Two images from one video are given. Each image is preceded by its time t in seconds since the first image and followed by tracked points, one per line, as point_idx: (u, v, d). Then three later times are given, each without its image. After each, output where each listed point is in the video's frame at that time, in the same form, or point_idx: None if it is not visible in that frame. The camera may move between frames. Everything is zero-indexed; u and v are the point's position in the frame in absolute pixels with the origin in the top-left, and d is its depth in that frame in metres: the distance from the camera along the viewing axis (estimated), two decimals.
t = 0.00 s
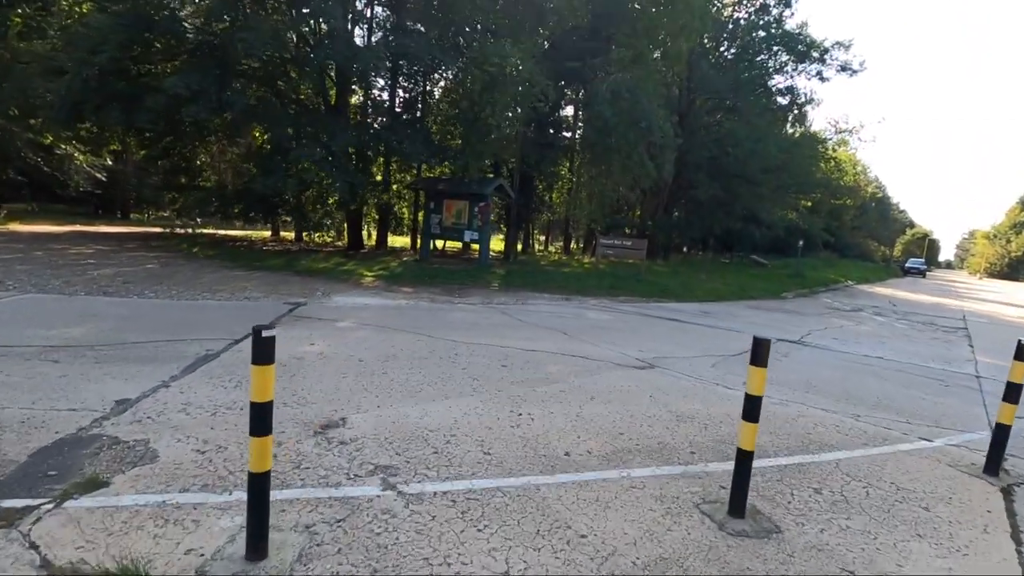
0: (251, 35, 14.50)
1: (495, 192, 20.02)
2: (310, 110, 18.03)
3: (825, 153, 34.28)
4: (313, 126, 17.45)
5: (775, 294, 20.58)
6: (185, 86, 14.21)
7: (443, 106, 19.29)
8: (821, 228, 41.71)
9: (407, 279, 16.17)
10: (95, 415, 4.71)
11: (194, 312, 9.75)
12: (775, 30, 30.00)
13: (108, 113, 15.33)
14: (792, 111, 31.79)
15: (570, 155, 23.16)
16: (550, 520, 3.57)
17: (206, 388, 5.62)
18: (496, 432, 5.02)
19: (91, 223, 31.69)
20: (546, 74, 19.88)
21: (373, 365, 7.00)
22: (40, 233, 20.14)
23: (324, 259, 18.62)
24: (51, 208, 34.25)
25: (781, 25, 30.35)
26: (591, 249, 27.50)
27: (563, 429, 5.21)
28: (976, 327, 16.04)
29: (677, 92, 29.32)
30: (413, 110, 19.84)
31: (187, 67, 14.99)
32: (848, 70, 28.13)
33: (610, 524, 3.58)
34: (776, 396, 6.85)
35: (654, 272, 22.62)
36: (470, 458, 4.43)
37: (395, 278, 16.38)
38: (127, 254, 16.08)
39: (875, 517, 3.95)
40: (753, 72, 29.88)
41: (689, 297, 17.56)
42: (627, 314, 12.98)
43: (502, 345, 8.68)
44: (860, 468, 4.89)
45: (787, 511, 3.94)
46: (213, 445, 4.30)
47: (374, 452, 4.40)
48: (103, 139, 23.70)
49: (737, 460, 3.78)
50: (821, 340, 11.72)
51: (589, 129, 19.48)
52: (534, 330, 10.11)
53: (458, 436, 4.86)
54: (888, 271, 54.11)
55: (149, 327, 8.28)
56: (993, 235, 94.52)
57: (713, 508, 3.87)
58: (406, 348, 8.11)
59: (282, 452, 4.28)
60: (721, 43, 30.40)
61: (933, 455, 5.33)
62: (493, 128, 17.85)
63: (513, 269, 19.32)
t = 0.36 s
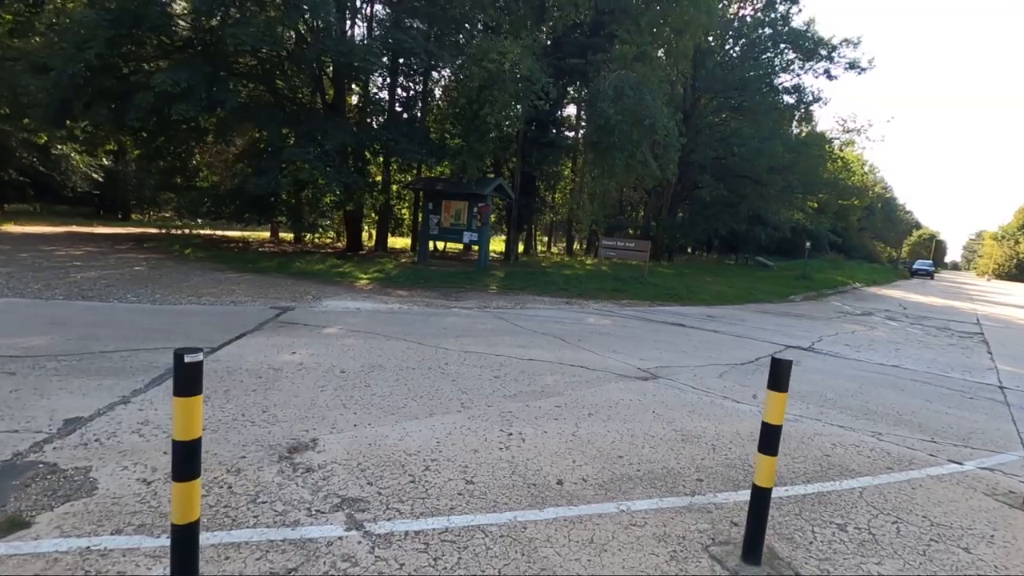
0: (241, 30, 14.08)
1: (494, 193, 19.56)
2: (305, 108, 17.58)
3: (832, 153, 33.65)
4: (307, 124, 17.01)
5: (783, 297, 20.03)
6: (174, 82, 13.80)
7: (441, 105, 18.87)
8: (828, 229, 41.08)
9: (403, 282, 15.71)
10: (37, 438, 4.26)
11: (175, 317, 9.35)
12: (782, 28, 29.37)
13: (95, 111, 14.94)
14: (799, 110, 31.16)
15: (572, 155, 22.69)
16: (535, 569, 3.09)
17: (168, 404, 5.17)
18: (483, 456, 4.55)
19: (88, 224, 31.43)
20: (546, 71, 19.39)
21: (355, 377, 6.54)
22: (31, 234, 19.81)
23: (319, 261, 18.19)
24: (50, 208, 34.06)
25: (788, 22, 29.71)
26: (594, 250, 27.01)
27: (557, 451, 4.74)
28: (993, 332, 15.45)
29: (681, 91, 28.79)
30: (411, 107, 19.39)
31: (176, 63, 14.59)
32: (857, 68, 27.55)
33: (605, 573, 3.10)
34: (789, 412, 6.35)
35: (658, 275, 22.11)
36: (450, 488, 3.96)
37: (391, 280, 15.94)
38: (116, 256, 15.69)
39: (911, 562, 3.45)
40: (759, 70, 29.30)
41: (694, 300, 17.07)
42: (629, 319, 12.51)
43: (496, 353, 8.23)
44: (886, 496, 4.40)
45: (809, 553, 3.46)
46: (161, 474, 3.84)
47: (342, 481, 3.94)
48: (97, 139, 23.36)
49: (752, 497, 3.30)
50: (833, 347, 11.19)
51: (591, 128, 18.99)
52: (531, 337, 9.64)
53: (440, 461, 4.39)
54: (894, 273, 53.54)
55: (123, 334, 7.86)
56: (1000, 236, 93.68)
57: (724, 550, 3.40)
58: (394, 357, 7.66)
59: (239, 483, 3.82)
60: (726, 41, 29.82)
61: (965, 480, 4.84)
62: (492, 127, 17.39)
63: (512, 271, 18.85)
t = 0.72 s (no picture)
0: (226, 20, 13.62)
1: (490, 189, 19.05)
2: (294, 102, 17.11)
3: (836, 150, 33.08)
4: (296, 118, 16.53)
5: (786, 296, 19.49)
6: (155, 74, 13.33)
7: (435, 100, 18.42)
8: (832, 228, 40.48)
9: (395, 281, 15.21)
10: None
11: (148, 318, 8.90)
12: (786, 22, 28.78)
13: (77, 105, 14.50)
14: (803, 107, 30.57)
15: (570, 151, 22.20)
16: None
17: (112, 415, 4.70)
18: (454, 474, 4.09)
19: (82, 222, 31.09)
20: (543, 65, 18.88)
21: (327, 383, 6.06)
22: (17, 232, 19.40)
23: (310, 259, 17.75)
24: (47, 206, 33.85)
25: (792, 17, 29.12)
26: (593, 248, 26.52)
27: (538, 469, 4.26)
28: (1005, 334, 14.91)
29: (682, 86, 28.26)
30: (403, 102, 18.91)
31: (159, 55, 14.13)
32: (862, 63, 26.95)
33: None
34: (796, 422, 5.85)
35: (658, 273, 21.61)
36: (412, 514, 3.49)
37: (382, 279, 15.47)
38: (99, 254, 15.26)
39: None
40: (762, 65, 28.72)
41: (695, 300, 16.58)
42: (626, 319, 12.07)
43: (483, 355, 7.79)
44: (907, 521, 3.91)
45: None
46: (81, 499, 3.37)
47: (289, 507, 3.47)
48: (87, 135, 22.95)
49: (756, 528, 2.87)
50: (840, 349, 10.69)
51: (589, 123, 18.50)
52: (522, 339, 9.15)
53: (405, 481, 3.92)
54: (898, 271, 52.99)
55: (86, 336, 7.41)
56: (1005, 234, 92.94)
57: None
58: (374, 360, 7.21)
59: (169, 510, 3.35)
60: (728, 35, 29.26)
61: (994, 501, 4.33)
62: (487, 121, 16.90)
63: (508, 270, 18.38)
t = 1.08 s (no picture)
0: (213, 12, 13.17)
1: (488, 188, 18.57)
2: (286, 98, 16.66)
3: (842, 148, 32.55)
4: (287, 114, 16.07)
5: (792, 298, 18.98)
6: (140, 68, 12.91)
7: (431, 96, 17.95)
8: (836, 228, 39.92)
9: (388, 282, 14.75)
10: None
11: (125, 323, 8.47)
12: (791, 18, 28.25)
13: (61, 101, 14.08)
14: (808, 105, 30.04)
15: (571, 150, 21.70)
16: None
17: (56, 436, 4.26)
18: (431, 507, 3.63)
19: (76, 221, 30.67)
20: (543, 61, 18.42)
21: (303, 396, 5.61)
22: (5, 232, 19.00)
23: (303, 260, 17.30)
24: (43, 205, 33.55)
25: (797, 12, 28.58)
26: (594, 248, 26.03)
27: (527, 499, 3.80)
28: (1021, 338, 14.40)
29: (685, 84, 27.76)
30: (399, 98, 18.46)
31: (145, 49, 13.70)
32: (869, 60, 26.42)
33: None
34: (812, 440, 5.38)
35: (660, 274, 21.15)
36: (378, 560, 3.03)
37: (376, 280, 15.03)
38: (84, 255, 14.85)
39: None
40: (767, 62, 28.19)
41: (698, 302, 16.11)
42: (628, 323, 11.60)
43: (474, 364, 7.33)
44: (943, 562, 3.44)
45: None
46: None
47: (237, 551, 3.02)
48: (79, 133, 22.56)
49: None
50: (851, 355, 10.20)
51: (590, 120, 18.01)
52: (517, 345, 8.70)
53: (375, 516, 3.46)
54: (903, 272, 52.50)
55: (53, 343, 6.98)
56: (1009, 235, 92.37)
57: None
58: (357, 369, 6.76)
59: (95, 557, 2.90)
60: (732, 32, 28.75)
61: None
62: (485, 118, 16.44)
63: (507, 271, 17.94)
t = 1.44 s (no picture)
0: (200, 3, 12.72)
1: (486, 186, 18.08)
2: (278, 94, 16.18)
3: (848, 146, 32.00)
4: (278, 109, 15.56)
5: (799, 299, 18.46)
6: (124, 62, 12.47)
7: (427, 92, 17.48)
8: (841, 227, 39.33)
9: (382, 283, 14.26)
10: None
11: (98, 328, 8.01)
12: (797, 13, 27.69)
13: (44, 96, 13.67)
14: (813, 101, 29.48)
15: (572, 147, 21.20)
16: None
17: None
18: (404, 548, 3.15)
19: (69, 220, 30.26)
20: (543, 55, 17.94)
21: (276, 411, 5.14)
22: None
23: (296, 261, 16.85)
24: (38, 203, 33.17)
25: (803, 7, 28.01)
26: (595, 248, 25.52)
27: (518, 539, 3.31)
28: None
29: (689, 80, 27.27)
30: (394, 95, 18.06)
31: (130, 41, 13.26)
32: (876, 55, 25.88)
33: None
34: (835, 462, 4.88)
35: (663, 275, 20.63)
36: None
37: (370, 281, 14.57)
38: (68, 256, 14.42)
39: None
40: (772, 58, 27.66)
41: (702, 303, 15.63)
42: (630, 327, 11.11)
43: (466, 372, 6.85)
44: None
45: None
46: None
47: None
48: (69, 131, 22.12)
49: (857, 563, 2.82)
50: (866, 361, 9.70)
51: (590, 116, 17.53)
52: (513, 350, 8.23)
53: (339, 563, 2.98)
54: (909, 272, 51.95)
55: (14, 351, 6.52)
56: (1015, 235, 91.72)
57: None
58: (339, 379, 6.28)
59: None
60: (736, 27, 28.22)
61: None
62: (482, 114, 15.97)
63: (505, 271, 17.48)
